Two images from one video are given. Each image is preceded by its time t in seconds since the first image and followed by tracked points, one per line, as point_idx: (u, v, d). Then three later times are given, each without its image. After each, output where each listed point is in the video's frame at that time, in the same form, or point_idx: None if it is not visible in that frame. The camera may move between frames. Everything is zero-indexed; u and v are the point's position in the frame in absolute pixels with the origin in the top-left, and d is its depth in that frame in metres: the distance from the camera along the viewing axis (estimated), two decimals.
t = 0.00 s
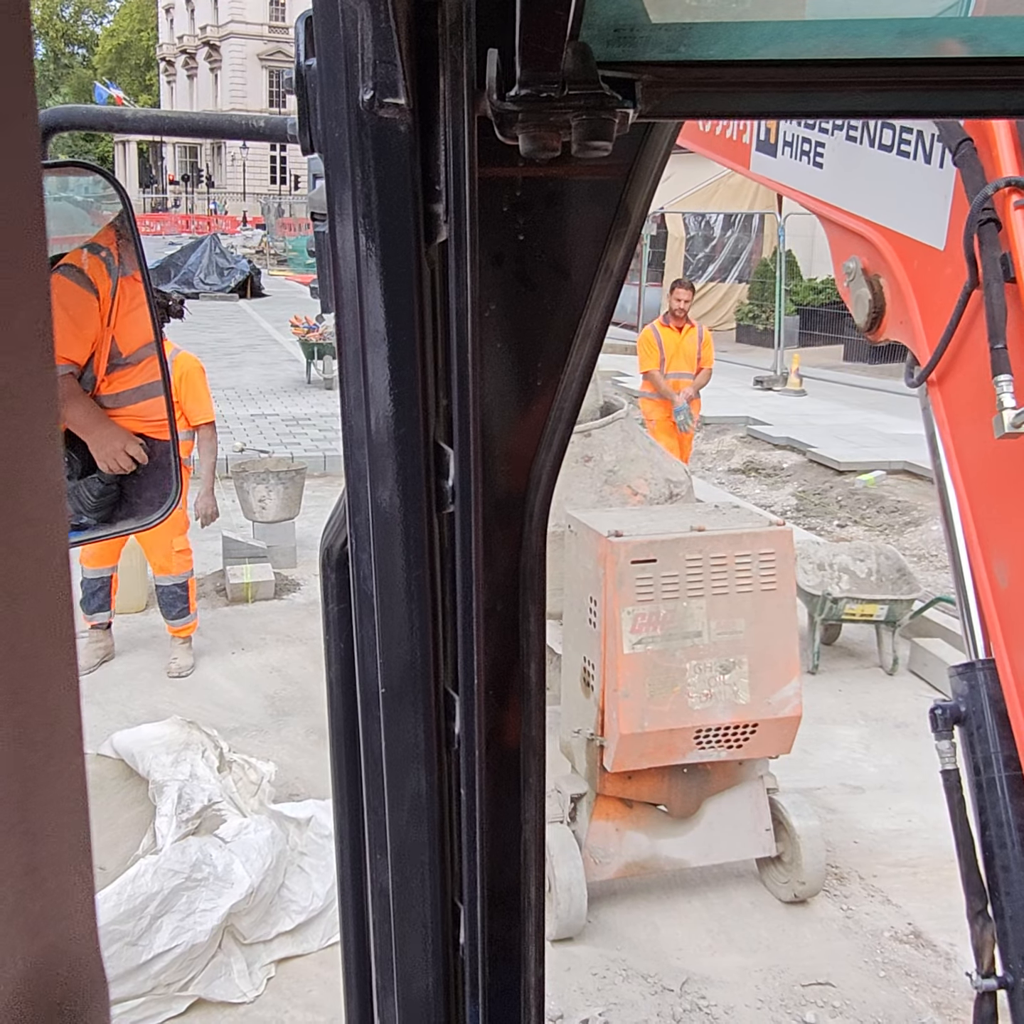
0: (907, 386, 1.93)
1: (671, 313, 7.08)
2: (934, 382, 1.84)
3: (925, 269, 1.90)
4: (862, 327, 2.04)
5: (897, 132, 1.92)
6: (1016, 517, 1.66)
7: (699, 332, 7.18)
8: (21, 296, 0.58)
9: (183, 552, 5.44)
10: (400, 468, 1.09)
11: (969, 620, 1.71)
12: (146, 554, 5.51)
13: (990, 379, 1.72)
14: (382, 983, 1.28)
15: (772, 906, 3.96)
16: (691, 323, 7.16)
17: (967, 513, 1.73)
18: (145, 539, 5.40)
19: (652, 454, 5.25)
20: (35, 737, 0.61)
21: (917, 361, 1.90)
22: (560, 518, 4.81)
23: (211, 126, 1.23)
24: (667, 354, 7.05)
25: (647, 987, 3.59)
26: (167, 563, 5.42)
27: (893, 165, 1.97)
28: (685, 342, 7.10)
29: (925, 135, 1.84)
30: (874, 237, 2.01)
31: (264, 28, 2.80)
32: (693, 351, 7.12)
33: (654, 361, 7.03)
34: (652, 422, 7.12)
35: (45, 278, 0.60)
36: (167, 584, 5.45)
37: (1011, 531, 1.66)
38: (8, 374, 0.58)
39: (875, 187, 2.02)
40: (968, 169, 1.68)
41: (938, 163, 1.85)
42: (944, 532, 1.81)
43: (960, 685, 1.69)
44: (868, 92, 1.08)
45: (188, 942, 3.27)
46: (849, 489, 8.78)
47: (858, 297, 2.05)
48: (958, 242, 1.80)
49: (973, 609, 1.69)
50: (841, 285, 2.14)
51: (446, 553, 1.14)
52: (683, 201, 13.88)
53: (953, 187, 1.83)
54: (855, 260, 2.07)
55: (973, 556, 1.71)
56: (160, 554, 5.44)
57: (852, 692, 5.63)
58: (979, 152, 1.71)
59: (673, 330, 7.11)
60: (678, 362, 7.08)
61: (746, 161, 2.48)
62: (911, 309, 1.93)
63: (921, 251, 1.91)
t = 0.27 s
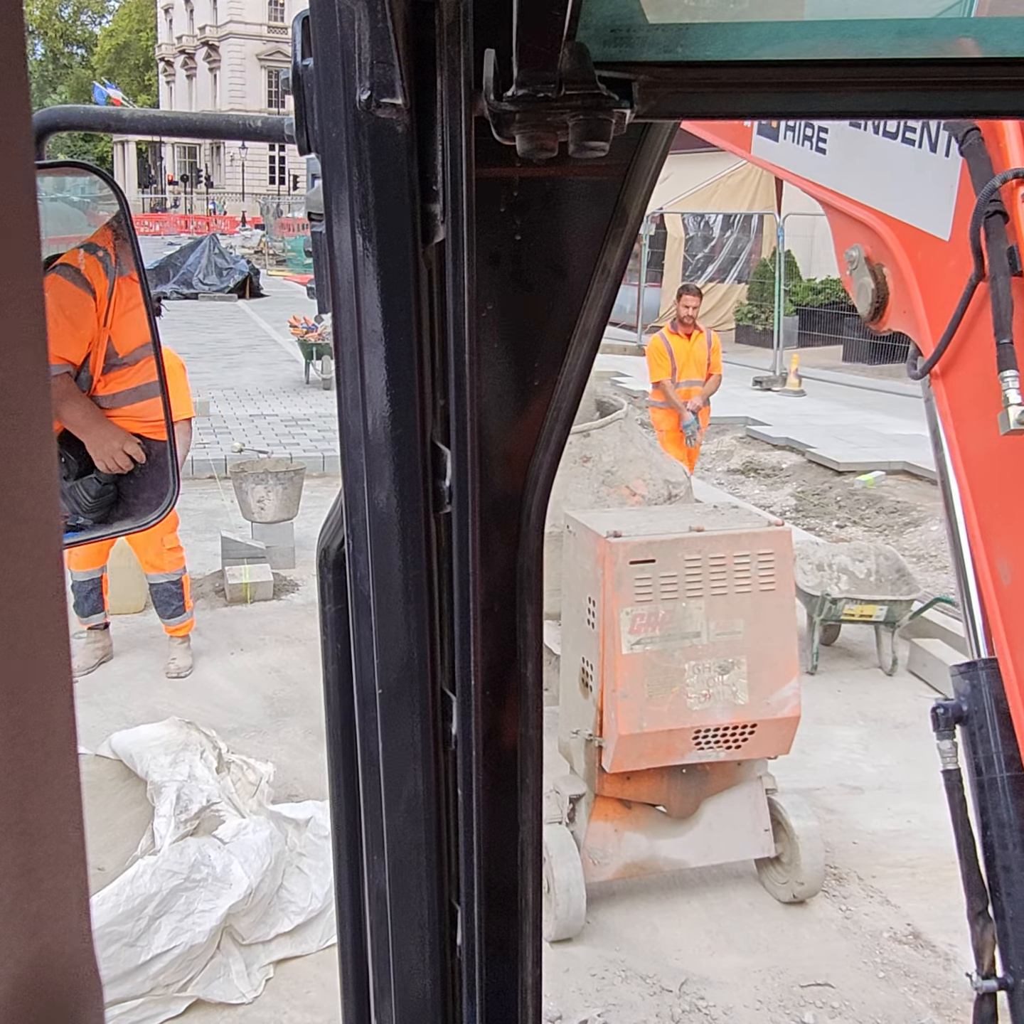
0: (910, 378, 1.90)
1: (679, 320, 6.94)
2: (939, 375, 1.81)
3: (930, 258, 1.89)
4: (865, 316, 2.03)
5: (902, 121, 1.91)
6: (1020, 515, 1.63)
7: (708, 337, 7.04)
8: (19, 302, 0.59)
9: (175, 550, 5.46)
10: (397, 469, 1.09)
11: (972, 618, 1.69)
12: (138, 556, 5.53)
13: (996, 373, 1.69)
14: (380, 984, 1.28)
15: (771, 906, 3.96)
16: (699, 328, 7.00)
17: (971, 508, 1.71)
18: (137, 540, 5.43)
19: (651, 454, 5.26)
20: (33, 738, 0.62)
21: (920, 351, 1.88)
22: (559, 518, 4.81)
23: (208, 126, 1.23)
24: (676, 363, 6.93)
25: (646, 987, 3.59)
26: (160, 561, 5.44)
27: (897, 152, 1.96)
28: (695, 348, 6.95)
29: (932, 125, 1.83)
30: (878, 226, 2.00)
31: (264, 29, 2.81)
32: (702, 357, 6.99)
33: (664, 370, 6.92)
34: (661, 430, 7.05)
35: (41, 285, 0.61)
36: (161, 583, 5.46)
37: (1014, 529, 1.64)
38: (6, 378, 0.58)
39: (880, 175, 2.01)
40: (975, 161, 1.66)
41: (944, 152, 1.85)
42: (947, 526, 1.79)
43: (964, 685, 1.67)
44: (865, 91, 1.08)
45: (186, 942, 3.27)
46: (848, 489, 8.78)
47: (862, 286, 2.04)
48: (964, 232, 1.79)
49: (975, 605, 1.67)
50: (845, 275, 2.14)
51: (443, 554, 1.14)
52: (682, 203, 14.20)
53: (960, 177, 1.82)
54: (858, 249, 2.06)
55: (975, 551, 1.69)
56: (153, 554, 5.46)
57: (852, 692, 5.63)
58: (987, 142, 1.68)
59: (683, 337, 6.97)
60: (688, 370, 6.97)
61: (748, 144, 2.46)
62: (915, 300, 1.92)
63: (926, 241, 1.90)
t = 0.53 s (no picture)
0: (920, 367, 1.85)
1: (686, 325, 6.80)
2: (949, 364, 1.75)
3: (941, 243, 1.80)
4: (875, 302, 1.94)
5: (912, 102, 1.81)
6: None
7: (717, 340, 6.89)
8: (17, 309, 0.60)
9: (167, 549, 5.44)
10: (398, 469, 1.09)
11: (980, 617, 1.66)
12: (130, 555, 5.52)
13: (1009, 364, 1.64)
14: (380, 984, 1.28)
15: (771, 906, 3.96)
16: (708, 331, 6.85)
17: (979, 501, 1.67)
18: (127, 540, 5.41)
19: (651, 454, 5.27)
20: (32, 739, 0.63)
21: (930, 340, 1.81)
22: (559, 518, 4.81)
23: (207, 126, 1.23)
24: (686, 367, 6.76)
25: (646, 987, 3.59)
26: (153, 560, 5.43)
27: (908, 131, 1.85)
28: (705, 351, 6.78)
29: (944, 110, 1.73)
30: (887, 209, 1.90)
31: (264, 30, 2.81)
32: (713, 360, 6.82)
33: (675, 377, 6.76)
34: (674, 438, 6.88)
35: (39, 293, 0.62)
36: (155, 581, 5.45)
37: None
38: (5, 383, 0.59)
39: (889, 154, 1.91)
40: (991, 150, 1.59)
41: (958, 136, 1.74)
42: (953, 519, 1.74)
43: (971, 682, 1.63)
44: (866, 91, 1.08)
45: (186, 943, 3.27)
46: (847, 490, 8.78)
47: (871, 272, 1.95)
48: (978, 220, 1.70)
49: (984, 604, 1.64)
50: (853, 257, 2.05)
51: (444, 554, 1.14)
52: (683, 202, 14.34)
53: (972, 164, 1.73)
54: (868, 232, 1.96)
55: (983, 546, 1.66)
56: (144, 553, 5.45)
57: (851, 692, 5.63)
58: (1004, 131, 1.62)
59: (691, 342, 6.82)
60: (699, 374, 6.79)
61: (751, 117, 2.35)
62: (925, 287, 1.82)
63: (937, 226, 1.80)
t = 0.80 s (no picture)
0: (925, 361, 1.82)
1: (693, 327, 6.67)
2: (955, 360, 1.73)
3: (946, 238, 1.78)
4: (878, 295, 1.92)
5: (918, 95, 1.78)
6: None
7: (726, 341, 6.74)
8: (15, 312, 0.60)
9: (158, 550, 5.48)
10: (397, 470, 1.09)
11: (984, 618, 1.67)
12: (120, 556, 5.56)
13: (1016, 362, 1.60)
14: (379, 984, 1.28)
15: (770, 907, 3.96)
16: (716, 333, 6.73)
17: (983, 499, 1.65)
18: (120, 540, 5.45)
19: (650, 455, 5.27)
20: (31, 741, 0.63)
21: (935, 334, 1.79)
22: (559, 518, 4.81)
23: (207, 127, 1.22)
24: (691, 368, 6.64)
25: (645, 988, 3.59)
26: (142, 561, 5.46)
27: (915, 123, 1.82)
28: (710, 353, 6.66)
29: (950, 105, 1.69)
30: (891, 202, 1.87)
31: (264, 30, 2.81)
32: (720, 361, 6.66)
33: (680, 379, 6.62)
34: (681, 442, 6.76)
35: (38, 294, 0.62)
36: (143, 582, 5.48)
37: None
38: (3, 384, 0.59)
39: (896, 145, 1.87)
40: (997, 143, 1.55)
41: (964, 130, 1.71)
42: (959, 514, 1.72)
43: (976, 682, 1.60)
44: (865, 92, 1.08)
45: (185, 943, 3.27)
46: (847, 490, 8.79)
47: (874, 264, 1.92)
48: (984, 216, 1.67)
49: (987, 605, 1.64)
50: (856, 247, 2.02)
51: (443, 555, 1.14)
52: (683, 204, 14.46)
53: (979, 157, 1.70)
54: (872, 224, 1.93)
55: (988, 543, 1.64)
56: (135, 554, 5.49)
57: (851, 693, 5.63)
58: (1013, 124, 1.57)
59: (698, 343, 6.69)
60: (705, 375, 6.64)
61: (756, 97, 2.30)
62: (930, 281, 1.81)
63: (942, 221, 1.78)
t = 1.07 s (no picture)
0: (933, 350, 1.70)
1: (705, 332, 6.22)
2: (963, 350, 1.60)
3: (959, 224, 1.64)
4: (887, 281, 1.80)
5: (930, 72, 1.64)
6: None
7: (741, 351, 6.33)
8: (15, 308, 0.60)
9: (161, 550, 5.49)
10: (397, 469, 1.09)
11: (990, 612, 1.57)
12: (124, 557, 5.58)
13: None
14: (380, 983, 1.28)
15: (770, 906, 3.96)
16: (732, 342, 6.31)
17: (991, 488, 1.54)
18: (123, 539, 5.47)
19: (650, 455, 5.28)
20: (31, 739, 0.63)
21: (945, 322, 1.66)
22: (559, 518, 4.81)
23: (208, 126, 1.22)
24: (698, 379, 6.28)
25: (645, 988, 3.59)
26: (145, 561, 5.48)
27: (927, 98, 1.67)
28: (720, 365, 6.27)
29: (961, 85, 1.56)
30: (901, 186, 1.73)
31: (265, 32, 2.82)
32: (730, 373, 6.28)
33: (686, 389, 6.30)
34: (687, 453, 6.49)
35: (38, 291, 0.62)
36: (144, 582, 5.48)
37: None
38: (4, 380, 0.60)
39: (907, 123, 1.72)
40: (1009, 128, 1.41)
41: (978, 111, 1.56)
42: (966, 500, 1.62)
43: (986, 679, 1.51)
44: (865, 90, 1.08)
45: (186, 943, 3.27)
46: (847, 490, 8.79)
47: (883, 249, 1.79)
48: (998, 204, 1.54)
49: (994, 597, 1.54)
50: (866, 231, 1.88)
51: (443, 553, 1.14)
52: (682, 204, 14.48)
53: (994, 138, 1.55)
54: (881, 207, 1.79)
55: (995, 534, 1.55)
56: (138, 554, 5.50)
57: (851, 692, 5.63)
58: None
59: (708, 351, 6.28)
60: (713, 387, 6.28)
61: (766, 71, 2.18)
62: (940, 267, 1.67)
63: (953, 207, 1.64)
